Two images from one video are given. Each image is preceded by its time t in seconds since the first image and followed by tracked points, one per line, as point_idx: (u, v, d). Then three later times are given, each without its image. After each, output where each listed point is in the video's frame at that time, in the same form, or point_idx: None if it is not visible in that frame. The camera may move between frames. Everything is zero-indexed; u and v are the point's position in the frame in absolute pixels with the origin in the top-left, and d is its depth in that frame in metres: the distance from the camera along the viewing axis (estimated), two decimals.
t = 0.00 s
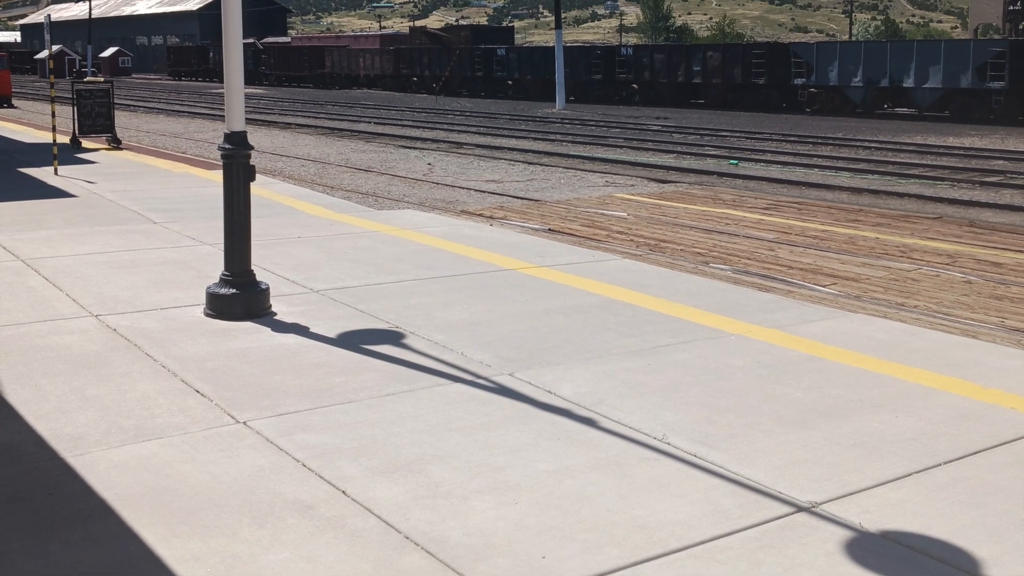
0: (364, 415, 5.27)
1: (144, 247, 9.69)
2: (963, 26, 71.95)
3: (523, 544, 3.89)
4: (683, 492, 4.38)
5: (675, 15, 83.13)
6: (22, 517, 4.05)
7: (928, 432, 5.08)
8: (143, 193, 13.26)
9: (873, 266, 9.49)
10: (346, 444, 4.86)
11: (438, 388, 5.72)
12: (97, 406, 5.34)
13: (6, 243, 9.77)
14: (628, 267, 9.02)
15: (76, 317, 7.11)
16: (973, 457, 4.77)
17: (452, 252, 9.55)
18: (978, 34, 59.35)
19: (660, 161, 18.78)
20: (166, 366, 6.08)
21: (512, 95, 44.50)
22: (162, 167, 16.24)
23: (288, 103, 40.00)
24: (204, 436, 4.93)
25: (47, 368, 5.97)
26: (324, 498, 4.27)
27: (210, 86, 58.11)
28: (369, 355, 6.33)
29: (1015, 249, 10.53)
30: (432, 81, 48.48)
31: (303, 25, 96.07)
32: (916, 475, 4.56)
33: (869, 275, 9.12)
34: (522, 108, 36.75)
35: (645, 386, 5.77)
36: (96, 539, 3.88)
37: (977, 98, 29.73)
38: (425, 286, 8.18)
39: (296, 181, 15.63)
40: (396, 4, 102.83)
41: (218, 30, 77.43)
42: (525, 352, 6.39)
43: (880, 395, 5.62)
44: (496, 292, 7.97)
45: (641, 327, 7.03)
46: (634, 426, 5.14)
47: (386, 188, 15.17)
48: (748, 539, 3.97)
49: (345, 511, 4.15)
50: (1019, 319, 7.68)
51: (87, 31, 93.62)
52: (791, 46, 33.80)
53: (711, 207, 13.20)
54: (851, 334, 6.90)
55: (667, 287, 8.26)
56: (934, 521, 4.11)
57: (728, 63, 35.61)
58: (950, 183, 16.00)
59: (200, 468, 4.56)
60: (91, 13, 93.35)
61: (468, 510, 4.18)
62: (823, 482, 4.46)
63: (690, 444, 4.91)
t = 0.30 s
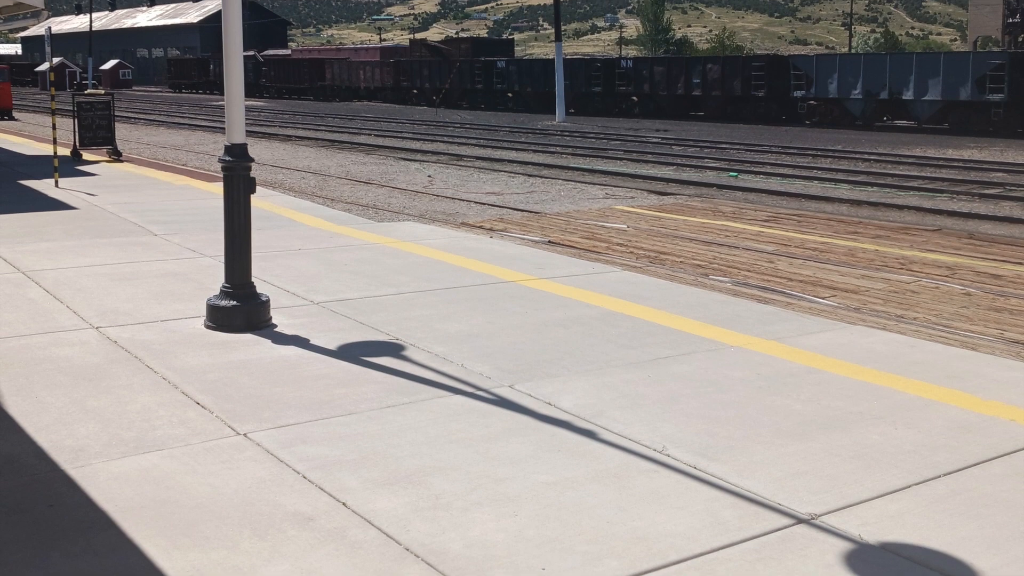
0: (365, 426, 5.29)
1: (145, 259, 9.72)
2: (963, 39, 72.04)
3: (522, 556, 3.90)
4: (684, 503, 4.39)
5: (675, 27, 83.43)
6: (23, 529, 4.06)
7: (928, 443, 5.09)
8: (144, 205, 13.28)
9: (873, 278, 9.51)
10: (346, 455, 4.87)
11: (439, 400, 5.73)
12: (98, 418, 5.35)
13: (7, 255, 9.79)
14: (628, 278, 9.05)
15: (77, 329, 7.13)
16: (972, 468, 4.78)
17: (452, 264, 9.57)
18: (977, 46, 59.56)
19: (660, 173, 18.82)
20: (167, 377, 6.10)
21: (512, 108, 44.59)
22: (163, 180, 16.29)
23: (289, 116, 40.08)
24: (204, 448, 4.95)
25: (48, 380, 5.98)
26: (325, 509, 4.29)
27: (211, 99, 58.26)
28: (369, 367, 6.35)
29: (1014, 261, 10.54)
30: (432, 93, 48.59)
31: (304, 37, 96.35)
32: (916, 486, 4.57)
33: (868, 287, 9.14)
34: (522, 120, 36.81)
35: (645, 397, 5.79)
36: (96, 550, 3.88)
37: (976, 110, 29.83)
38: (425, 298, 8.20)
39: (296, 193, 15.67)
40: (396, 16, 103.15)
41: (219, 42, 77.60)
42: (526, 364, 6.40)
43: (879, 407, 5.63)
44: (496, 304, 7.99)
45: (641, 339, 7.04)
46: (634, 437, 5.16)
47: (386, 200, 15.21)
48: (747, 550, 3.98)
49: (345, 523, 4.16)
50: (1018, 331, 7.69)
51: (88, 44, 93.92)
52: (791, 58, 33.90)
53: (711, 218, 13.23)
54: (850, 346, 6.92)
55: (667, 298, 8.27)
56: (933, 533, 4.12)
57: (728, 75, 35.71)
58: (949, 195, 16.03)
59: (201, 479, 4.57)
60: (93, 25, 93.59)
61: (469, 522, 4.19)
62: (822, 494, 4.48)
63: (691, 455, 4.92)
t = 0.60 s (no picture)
0: (365, 438, 5.29)
1: (146, 271, 9.74)
2: (963, 52, 72.09)
3: (523, 568, 3.90)
4: (683, 515, 4.40)
5: (675, 40, 83.66)
6: (24, 541, 4.06)
7: (927, 455, 5.10)
8: (144, 217, 13.32)
9: (873, 290, 9.53)
10: (347, 467, 4.88)
11: (440, 412, 5.74)
12: (99, 430, 5.36)
13: (8, 267, 9.82)
14: (627, 291, 9.07)
15: (77, 341, 7.15)
16: (971, 480, 4.79)
17: (452, 276, 9.59)
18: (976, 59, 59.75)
19: (659, 185, 18.87)
20: (167, 389, 6.11)
21: (512, 120, 44.70)
22: (164, 192, 16.33)
23: (290, 129, 40.17)
24: (205, 460, 4.95)
25: (48, 392, 5.99)
26: (325, 521, 4.29)
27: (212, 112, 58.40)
28: (370, 379, 6.36)
29: (1013, 273, 10.56)
30: (432, 106, 48.70)
31: (304, 49, 96.54)
32: (914, 498, 4.57)
33: (868, 299, 9.17)
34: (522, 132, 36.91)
35: (645, 409, 5.80)
36: (97, 562, 3.89)
37: (975, 123, 29.89)
38: (425, 310, 8.22)
39: (296, 206, 15.71)
40: (396, 28, 103.51)
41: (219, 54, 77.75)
42: (526, 377, 6.41)
43: (878, 419, 5.64)
44: (496, 317, 8.00)
45: (640, 351, 7.06)
46: (634, 449, 5.17)
47: (386, 212, 15.24)
48: (747, 562, 3.98)
49: (345, 534, 4.17)
50: (1018, 343, 7.71)
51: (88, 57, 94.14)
52: (791, 71, 33.97)
53: (710, 231, 13.26)
54: (849, 358, 6.94)
55: (667, 310, 8.29)
56: (933, 545, 4.12)
57: (728, 88, 35.79)
58: (948, 207, 16.06)
59: (201, 491, 4.58)
60: (93, 37, 93.81)
61: (469, 533, 4.20)
62: (821, 506, 4.48)
63: (690, 467, 4.92)
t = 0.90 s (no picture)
0: (366, 450, 5.30)
1: (146, 283, 9.75)
2: (962, 65, 72.23)
3: None
4: (682, 527, 4.40)
5: (674, 52, 83.87)
6: (23, 553, 4.07)
7: (926, 467, 5.10)
8: (145, 229, 13.35)
9: (872, 302, 9.55)
10: (347, 479, 4.89)
11: (440, 424, 5.75)
12: (99, 442, 5.37)
13: (10, 279, 9.83)
14: (628, 302, 9.09)
15: (78, 353, 7.16)
16: (970, 492, 4.80)
17: (452, 288, 9.59)
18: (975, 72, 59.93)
19: (659, 198, 18.90)
20: (168, 401, 6.11)
21: (512, 132, 44.80)
22: (165, 204, 16.37)
23: (290, 141, 40.23)
24: (205, 471, 4.97)
25: (49, 405, 5.99)
26: (325, 532, 4.30)
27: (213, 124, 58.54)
28: (369, 391, 6.37)
29: (1013, 285, 10.58)
30: (432, 118, 48.82)
31: (304, 62, 96.73)
32: (914, 510, 4.58)
33: (867, 311, 9.18)
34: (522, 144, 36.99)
35: (645, 421, 5.81)
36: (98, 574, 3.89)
37: (975, 135, 29.96)
38: (425, 322, 8.24)
39: (297, 218, 15.75)
40: (397, 41, 103.80)
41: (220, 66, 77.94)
42: (526, 389, 6.43)
43: (878, 430, 5.65)
44: (496, 329, 8.01)
45: (640, 362, 7.07)
46: (634, 460, 5.17)
47: (387, 224, 15.29)
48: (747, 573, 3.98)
49: (345, 546, 4.17)
50: (1017, 355, 7.72)
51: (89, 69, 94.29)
52: (790, 84, 34.07)
53: (709, 243, 13.28)
54: (849, 370, 6.95)
55: (666, 322, 8.31)
56: (933, 556, 4.13)
57: (727, 100, 35.87)
58: (948, 219, 16.09)
59: (202, 503, 4.58)
60: (94, 50, 94.04)
61: (469, 545, 4.20)
62: (821, 517, 4.49)
63: (691, 479, 4.93)
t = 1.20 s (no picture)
0: (366, 462, 5.31)
1: (147, 295, 9.76)
2: (960, 76, 72.39)
3: None
4: (683, 539, 4.41)
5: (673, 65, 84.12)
6: (25, 564, 4.08)
7: (926, 479, 5.11)
8: (145, 241, 13.38)
9: (872, 314, 9.57)
10: (347, 491, 4.89)
11: (440, 436, 5.76)
12: (101, 454, 5.38)
13: (11, 291, 9.86)
14: (628, 315, 9.10)
15: (79, 365, 7.17)
16: (968, 504, 4.81)
17: (452, 301, 9.60)
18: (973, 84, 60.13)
19: (659, 210, 18.91)
20: (169, 413, 6.12)
21: (512, 144, 44.90)
22: (165, 216, 16.39)
23: (291, 153, 40.32)
24: (205, 483, 4.98)
25: (50, 417, 6.00)
26: (326, 544, 4.30)
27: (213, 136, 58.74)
28: (370, 403, 6.37)
29: (1012, 297, 10.59)
30: (432, 130, 48.94)
31: (304, 75, 97.02)
32: (913, 521, 4.59)
33: (866, 323, 9.20)
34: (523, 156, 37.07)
35: (645, 433, 5.82)
36: None
37: (974, 147, 30.02)
38: (425, 334, 8.24)
39: (297, 230, 15.76)
40: (397, 53, 104.08)
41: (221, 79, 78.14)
42: (526, 400, 6.44)
43: (878, 443, 5.66)
44: (496, 341, 8.03)
45: (640, 375, 7.07)
46: (634, 473, 5.18)
47: (387, 236, 15.31)
48: None
49: (345, 557, 4.18)
50: (1017, 367, 7.73)
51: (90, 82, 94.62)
52: (790, 96, 34.15)
53: (709, 255, 13.28)
54: (849, 382, 6.95)
55: (666, 334, 8.32)
56: (932, 568, 4.13)
57: (727, 112, 35.95)
58: (947, 231, 16.10)
59: (203, 515, 4.59)
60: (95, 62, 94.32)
61: (469, 557, 4.20)
62: (820, 529, 4.50)
63: (691, 491, 4.93)
